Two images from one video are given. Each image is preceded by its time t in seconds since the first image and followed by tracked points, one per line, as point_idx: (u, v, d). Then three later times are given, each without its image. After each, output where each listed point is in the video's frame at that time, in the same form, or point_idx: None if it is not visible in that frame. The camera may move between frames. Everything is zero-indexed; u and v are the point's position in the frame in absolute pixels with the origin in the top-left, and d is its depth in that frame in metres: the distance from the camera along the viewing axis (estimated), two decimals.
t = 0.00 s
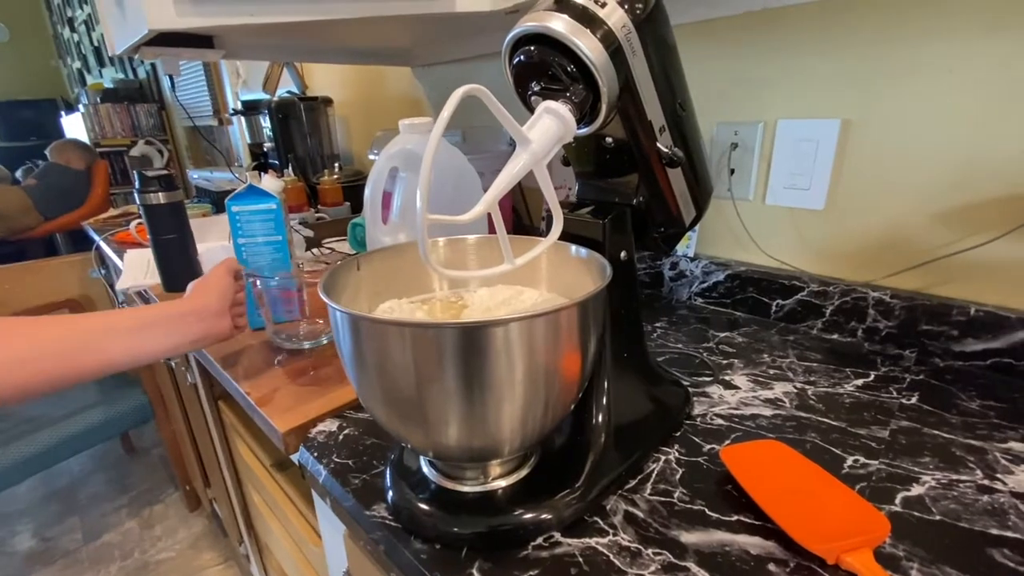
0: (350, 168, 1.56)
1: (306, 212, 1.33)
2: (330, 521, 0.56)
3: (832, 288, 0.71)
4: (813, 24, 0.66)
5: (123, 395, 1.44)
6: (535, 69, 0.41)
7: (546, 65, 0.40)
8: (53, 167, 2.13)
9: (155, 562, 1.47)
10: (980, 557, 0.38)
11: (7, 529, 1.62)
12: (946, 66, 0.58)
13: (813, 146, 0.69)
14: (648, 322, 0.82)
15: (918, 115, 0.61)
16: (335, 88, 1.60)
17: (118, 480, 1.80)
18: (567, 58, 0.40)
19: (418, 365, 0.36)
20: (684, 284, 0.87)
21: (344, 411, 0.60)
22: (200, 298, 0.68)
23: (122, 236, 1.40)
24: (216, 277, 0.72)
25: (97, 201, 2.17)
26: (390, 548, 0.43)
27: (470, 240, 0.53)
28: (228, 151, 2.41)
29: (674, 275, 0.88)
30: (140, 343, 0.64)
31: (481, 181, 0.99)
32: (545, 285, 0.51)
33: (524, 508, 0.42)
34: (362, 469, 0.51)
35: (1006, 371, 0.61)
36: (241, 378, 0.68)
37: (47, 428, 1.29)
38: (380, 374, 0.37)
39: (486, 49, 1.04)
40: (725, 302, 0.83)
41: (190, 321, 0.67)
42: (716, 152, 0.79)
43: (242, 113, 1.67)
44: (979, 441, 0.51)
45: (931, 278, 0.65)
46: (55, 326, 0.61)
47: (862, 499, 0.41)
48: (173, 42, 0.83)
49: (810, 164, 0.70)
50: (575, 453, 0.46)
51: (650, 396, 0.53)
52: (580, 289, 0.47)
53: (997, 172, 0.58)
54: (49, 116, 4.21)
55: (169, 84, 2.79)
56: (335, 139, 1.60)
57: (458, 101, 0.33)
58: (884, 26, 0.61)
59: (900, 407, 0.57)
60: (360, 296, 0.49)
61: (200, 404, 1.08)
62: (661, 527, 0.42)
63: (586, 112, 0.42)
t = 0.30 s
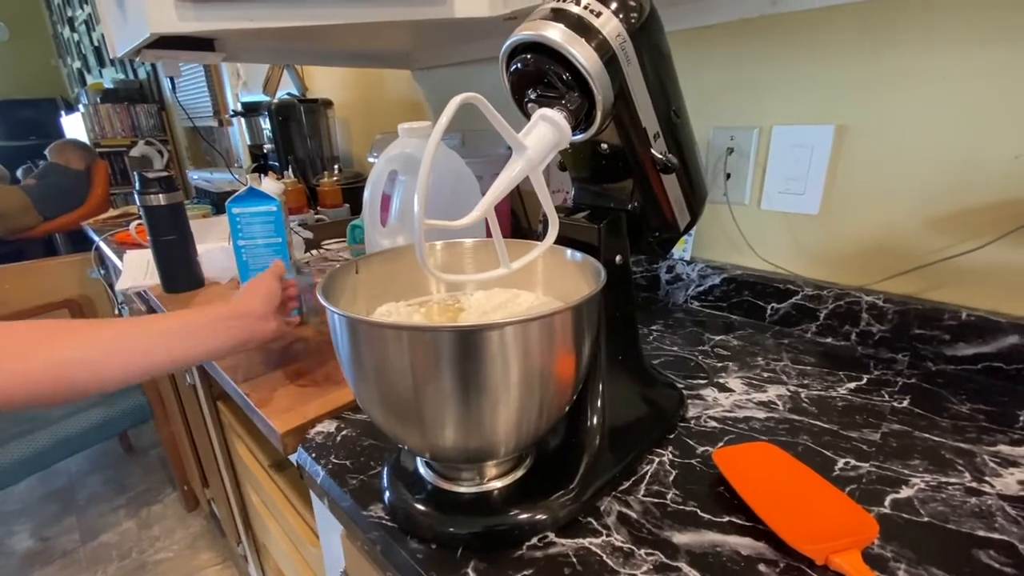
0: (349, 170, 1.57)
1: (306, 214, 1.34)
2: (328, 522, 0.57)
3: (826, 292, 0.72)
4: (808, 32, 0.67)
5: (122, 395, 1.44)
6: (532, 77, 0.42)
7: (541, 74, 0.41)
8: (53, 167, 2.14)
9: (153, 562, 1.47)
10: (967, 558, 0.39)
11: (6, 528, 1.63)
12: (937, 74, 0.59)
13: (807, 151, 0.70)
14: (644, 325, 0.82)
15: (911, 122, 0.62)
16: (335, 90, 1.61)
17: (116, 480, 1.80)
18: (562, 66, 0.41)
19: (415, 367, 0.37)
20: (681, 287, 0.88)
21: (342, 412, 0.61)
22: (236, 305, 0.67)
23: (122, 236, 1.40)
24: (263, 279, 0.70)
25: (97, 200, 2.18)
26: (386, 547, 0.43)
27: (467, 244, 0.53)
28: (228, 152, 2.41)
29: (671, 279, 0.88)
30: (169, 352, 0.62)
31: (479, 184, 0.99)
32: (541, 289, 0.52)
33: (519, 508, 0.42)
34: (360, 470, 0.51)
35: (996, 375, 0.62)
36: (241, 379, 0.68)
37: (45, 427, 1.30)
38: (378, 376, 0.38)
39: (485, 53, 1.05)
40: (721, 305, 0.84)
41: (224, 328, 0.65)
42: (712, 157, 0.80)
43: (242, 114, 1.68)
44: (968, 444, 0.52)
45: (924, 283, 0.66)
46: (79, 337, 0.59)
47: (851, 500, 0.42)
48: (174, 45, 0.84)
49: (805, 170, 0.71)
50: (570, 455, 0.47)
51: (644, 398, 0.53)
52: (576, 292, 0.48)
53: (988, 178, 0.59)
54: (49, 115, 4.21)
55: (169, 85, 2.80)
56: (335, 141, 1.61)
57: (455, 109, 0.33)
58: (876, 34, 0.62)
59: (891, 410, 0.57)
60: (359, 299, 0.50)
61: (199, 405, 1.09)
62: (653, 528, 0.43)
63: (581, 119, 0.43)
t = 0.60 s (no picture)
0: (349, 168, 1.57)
1: (305, 212, 1.34)
2: (324, 520, 0.57)
3: (825, 294, 0.72)
4: (808, 33, 0.67)
5: (120, 392, 1.44)
6: (531, 77, 0.42)
7: (540, 74, 0.41)
8: (52, 163, 2.13)
9: (150, 560, 1.47)
10: (962, 561, 0.39)
11: (3, 525, 1.63)
12: (937, 76, 0.59)
13: (807, 152, 0.70)
14: (642, 326, 0.82)
15: (910, 123, 0.62)
16: (336, 88, 1.61)
17: (113, 477, 1.80)
18: (561, 66, 0.40)
19: (411, 366, 0.36)
20: (679, 287, 0.88)
21: (339, 410, 0.61)
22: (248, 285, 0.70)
23: (121, 233, 1.40)
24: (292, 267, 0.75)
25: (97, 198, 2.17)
26: (382, 546, 0.43)
27: (464, 243, 0.53)
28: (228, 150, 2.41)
29: (669, 279, 0.88)
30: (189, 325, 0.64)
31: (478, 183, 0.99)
32: (539, 288, 0.52)
33: (516, 508, 0.42)
34: (356, 469, 0.51)
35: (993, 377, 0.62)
36: (238, 377, 0.68)
37: (43, 423, 1.30)
38: (375, 376, 0.38)
39: (485, 52, 1.04)
40: (719, 306, 0.84)
41: (245, 307, 0.68)
42: (711, 157, 0.80)
43: (242, 112, 1.67)
44: (965, 447, 0.52)
45: (922, 285, 0.66)
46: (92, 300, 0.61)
47: (846, 502, 0.42)
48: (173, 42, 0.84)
49: (804, 171, 0.71)
50: (567, 455, 0.47)
51: (641, 398, 0.53)
52: (573, 292, 0.48)
53: (987, 181, 0.59)
54: (49, 111, 4.21)
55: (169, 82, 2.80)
56: (335, 140, 1.61)
57: (453, 109, 0.33)
58: (876, 35, 0.62)
59: (888, 412, 0.58)
60: (357, 297, 0.50)
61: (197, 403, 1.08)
62: (649, 528, 0.43)
63: (580, 119, 0.42)
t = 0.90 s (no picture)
0: (348, 164, 1.57)
1: (304, 207, 1.34)
2: (322, 513, 0.57)
3: (821, 290, 0.72)
4: (808, 30, 0.67)
5: (119, 387, 1.44)
6: (528, 71, 0.42)
7: (537, 68, 0.41)
8: (51, 158, 2.13)
9: (149, 553, 1.48)
10: (954, 554, 0.39)
11: (3, 518, 1.63)
12: (935, 74, 0.59)
13: (804, 149, 0.70)
14: (640, 322, 0.82)
15: (908, 121, 0.62)
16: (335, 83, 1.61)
17: (113, 471, 1.81)
18: (558, 61, 0.41)
19: (407, 359, 0.37)
20: (677, 284, 0.88)
21: (337, 404, 0.61)
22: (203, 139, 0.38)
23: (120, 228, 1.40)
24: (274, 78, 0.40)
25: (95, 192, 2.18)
26: (379, 538, 0.43)
27: (461, 238, 0.54)
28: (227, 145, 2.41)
29: (667, 275, 0.88)
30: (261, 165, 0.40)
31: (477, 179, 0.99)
32: (536, 283, 0.52)
33: (512, 500, 0.42)
34: (353, 462, 0.52)
35: (988, 374, 0.62)
36: (237, 371, 0.68)
37: (42, 418, 1.30)
38: (372, 368, 0.38)
39: (484, 48, 1.04)
40: (716, 302, 0.84)
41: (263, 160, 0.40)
42: (710, 153, 0.80)
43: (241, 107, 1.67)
44: (958, 442, 0.52)
45: (918, 282, 0.66)
46: None
47: (839, 496, 0.42)
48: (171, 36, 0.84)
49: (802, 167, 0.71)
50: (563, 448, 0.47)
51: (637, 393, 0.53)
52: (570, 287, 0.48)
53: (984, 178, 0.59)
54: (48, 106, 4.19)
55: (169, 77, 2.79)
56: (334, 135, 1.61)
57: (449, 103, 0.33)
58: (874, 32, 0.62)
59: (883, 408, 0.58)
60: (354, 291, 0.50)
61: (196, 397, 1.09)
62: (643, 521, 0.43)
63: (577, 114, 0.42)
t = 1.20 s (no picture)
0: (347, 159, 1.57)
1: (303, 202, 1.34)
2: (319, 507, 0.57)
3: (819, 287, 0.72)
4: (807, 26, 0.67)
5: (118, 382, 1.44)
6: (524, 66, 0.42)
7: (534, 63, 0.41)
8: (50, 153, 2.13)
9: (149, 548, 1.48)
10: (948, 549, 0.39)
11: (4, 513, 1.64)
12: (934, 70, 0.59)
13: (803, 146, 0.70)
14: (638, 318, 0.82)
15: (906, 117, 0.62)
16: (334, 78, 1.61)
17: (113, 466, 1.81)
18: (554, 56, 0.40)
19: (403, 353, 0.37)
20: (675, 280, 0.88)
21: (335, 399, 0.61)
22: None
23: (119, 224, 1.40)
24: None
25: (96, 188, 2.21)
26: (375, 531, 0.43)
27: (458, 233, 0.54)
28: (227, 141, 2.41)
29: (665, 272, 0.88)
30: None
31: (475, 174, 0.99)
32: (533, 278, 0.52)
33: (507, 495, 0.43)
34: (350, 456, 0.52)
35: (985, 371, 0.62)
36: (235, 365, 0.68)
37: (42, 412, 1.30)
38: (368, 362, 0.38)
39: (483, 43, 1.04)
40: (714, 299, 0.84)
41: None
42: (708, 149, 0.80)
43: (240, 102, 1.67)
44: (954, 439, 0.52)
45: (916, 279, 0.66)
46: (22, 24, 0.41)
47: (834, 491, 0.42)
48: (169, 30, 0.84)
49: (800, 164, 0.71)
50: (559, 443, 0.47)
51: (634, 387, 0.53)
52: (565, 281, 0.48)
53: (983, 175, 0.59)
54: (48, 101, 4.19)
55: (168, 73, 2.79)
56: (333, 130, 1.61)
57: (445, 97, 0.33)
58: (873, 29, 0.62)
59: (880, 404, 0.58)
60: (349, 286, 0.50)
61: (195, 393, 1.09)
62: (638, 516, 0.43)
63: (574, 109, 0.42)
